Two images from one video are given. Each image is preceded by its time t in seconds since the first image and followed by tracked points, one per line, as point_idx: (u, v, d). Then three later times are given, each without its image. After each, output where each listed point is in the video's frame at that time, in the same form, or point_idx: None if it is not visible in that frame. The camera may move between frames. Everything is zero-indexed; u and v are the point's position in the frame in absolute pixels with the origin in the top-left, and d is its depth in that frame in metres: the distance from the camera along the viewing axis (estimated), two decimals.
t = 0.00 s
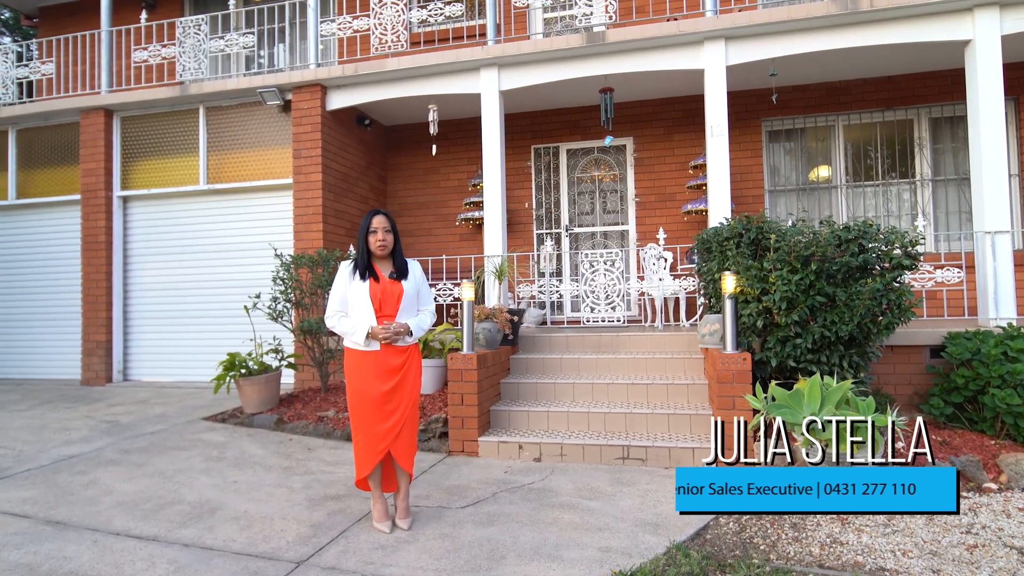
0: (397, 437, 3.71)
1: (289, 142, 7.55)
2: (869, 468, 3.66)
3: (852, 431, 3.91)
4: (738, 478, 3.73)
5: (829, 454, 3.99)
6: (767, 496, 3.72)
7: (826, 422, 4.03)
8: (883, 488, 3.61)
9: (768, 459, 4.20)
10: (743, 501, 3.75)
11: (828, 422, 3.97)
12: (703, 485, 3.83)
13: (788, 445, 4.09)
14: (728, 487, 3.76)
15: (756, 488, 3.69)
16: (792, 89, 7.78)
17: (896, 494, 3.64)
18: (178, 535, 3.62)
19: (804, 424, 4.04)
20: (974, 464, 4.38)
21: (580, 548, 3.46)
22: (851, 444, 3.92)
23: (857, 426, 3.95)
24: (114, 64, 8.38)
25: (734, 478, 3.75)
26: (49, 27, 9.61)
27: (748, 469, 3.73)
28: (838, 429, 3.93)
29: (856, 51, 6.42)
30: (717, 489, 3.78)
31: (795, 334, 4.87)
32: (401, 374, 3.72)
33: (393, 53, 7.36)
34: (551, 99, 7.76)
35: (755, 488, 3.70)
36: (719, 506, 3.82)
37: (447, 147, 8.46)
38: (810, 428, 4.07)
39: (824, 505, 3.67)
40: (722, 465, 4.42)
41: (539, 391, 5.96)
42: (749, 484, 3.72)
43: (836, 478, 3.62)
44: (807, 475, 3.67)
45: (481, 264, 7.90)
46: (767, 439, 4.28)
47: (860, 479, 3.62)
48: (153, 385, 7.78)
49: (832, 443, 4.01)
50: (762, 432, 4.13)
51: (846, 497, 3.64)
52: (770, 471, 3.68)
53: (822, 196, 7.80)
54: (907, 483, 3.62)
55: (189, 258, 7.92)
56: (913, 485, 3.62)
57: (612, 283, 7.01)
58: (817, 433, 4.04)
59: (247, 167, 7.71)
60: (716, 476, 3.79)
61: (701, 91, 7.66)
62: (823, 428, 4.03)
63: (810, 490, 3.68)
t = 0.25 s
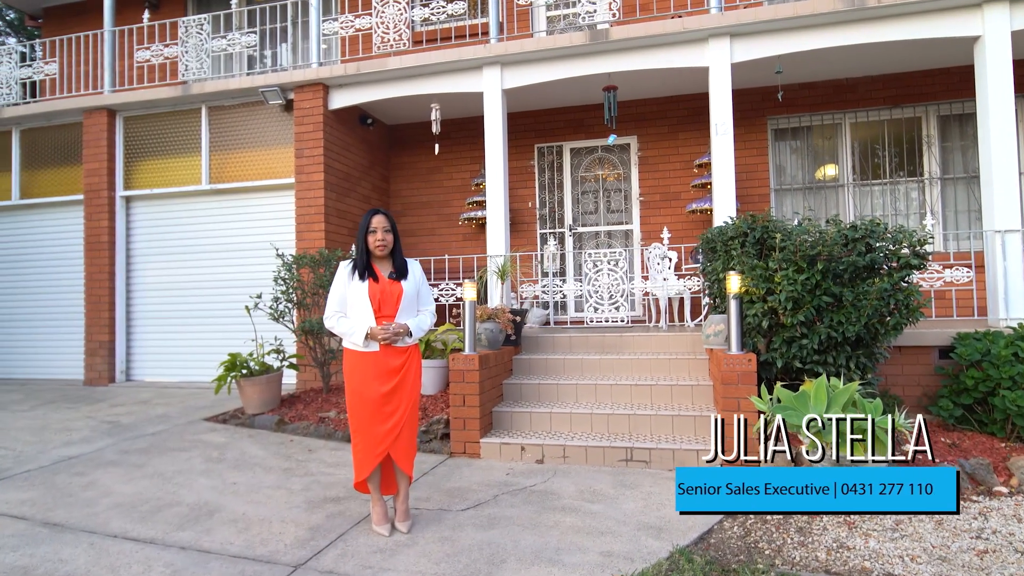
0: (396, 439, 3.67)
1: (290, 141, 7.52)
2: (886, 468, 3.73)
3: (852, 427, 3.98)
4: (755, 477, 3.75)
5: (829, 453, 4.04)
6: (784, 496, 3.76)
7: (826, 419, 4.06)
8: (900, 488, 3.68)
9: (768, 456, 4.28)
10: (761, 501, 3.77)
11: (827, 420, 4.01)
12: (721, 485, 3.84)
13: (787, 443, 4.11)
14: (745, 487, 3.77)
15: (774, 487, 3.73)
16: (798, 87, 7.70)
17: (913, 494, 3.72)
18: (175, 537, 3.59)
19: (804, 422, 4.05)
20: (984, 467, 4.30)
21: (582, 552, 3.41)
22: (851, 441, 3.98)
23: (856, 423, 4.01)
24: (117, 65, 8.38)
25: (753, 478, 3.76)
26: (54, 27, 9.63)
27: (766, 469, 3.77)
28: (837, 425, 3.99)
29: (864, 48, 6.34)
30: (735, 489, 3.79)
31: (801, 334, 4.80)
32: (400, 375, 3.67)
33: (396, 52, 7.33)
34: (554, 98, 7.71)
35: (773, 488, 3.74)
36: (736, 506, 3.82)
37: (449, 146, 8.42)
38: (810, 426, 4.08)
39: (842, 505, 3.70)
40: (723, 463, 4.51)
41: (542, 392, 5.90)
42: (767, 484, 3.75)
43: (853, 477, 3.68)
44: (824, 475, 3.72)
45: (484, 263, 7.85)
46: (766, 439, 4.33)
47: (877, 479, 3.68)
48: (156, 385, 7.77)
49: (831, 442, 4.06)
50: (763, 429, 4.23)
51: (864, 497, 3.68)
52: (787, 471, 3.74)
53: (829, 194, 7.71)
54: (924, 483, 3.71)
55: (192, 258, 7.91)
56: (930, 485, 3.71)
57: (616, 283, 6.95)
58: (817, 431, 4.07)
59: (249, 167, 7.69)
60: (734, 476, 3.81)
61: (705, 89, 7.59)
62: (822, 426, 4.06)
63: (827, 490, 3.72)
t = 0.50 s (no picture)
0: (396, 441, 3.62)
1: (293, 140, 7.49)
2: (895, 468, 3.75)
3: (852, 425, 3.94)
4: (765, 477, 3.83)
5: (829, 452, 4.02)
6: (793, 496, 3.80)
7: (826, 418, 4.02)
8: (910, 488, 3.71)
9: (768, 455, 4.37)
10: (770, 501, 3.82)
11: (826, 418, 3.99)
12: (730, 485, 3.88)
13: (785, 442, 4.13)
14: (754, 487, 3.83)
15: (783, 487, 3.78)
16: (804, 84, 7.62)
17: (922, 494, 3.76)
18: (173, 540, 3.55)
19: (803, 421, 4.02)
20: (994, 470, 4.22)
21: (583, 557, 3.35)
22: (851, 439, 3.95)
23: (856, 421, 3.97)
24: (120, 65, 8.38)
25: (762, 478, 3.83)
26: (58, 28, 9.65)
27: (774, 469, 3.84)
28: (836, 424, 3.96)
29: (871, 45, 6.26)
30: (745, 489, 3.84)
31: (807, 335, 4.73)
32: (399, 376, 3.63)
33: (398, 51, 7.30)
34: (558, 97, 7.65)
35: (782, 488, 3.79)
36: (745, 507, 3.84)
37: (452, 145, 8.38)
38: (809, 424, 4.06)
39: (851, 505, 3.71)
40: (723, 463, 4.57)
41: (545, 393, 5.85)
42: (776, 484, 3.81)
43: (864, 477, 3.69)
44: (834, 475, 3.74)
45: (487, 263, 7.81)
46: (767, 440, 4.45)
47: (888, 479, 3.69)
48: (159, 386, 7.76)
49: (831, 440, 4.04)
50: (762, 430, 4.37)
51: (874, 497, 3.70)
52: (796, 471, 3.77)
53: (836, 193, 7.63)
54: (934, 483, 3.76)
55: (195, 258, 7.90)
56: (940, 484, 3.76)
57: (619, 283, 6.89)
58: (817, 430, 4.05)
59: (252, 167, 7.66)
60: (743, 475, 3.86)
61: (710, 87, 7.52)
62: (822, 425, 4.03)
63: (836, 490, 3.74)
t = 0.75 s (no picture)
0: (395, 443, 3.59)
1: (295, 140, 7.46)
2: (900, 468, 3.75)
3: (852, 425, 3.90)
4: (770, 477, 3.84)
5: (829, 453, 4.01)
6: (799, 496, 3.79)
7: (826, 418, 3.99)
8: (913, 488, 3.70)
9: (768, 454, 4.34)
10: (775, 501, 3.83)
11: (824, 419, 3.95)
12: (736, 485, 3.90)
13: (785, 441, 4.15)
14: (759, 487, 3.85)
15: (789, 487, 3.78)
16: (810, 82, 7.54)
17: (927, 494, 3.74)
18: (170, 542, 3.52)
19: (803, 422, 4.00)
20: (1005, 474, 4.13)
21: (584, 561, 3.30)
22: (850, 440, 3.90)
23: (856, 422, 3.92)
24: (123, 65, 8.38)
25: (767, 477, 3.86)
26: (62, 28, 9.66)
27: (779, 469, 3.85)
28: (835, 424, 3.93)
29: (878, 41, 6.17)
30: (750, 489, 3.86)
31: (813, 335, 4.66)
32: (398, 377, 3.61)
33: (400, 50, 7.27)
34: (561, 95, 7.60)
35: (787, 488, 3.79)
36: (751, 507, 3.86)
37: (455, 145, 8.34)
38: (809, 424, 4.03)
39: (857, 505, 3.71)
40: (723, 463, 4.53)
41: (548, 394, 5.79)
42: (781, 484, 3.82)
43: (868, 477, 3.69)
44: (839, 475, 3.73)
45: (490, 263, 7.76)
46: (767, 440, 4.41)
47: (892, 478, 3.69)
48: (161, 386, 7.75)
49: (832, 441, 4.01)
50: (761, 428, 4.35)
51: (879, 497, 3.70)
52: (801, 470, 3.78)
53: (843, 192, 7.55)
54: (939, 483, 3.74)
55: (197, 258, 7.88)
56: (946, 484, 3.73)
57: (623, 282, 6.83)
58: (819, 431, 4.01)
59: (254, 167, 7.64)
60: (748, 476, 3.89)
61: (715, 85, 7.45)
62: (822, 425, 4.00)
63: (841, 490, 3.73)
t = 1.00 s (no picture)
0: (394, 445, 3.55)
1: (297, 139, 7.43)
2: (900, 468, 3.68)
3: (852, 425, 3.83)
4: (771, 477, 3.80)
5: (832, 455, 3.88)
6: (799, 496, 3.75)
7: (826, 418, 3.91)
8: (913, 488, 3.65)
9: (768, 454, 4.30)
10: (775, 501, 3.80)
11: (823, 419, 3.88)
12: (736, 485, 3.87)
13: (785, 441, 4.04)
14: (759, 487, 3.82)
15: (789, 487, 3.74)
16: (816, 80, 7.47)
17: (927, 494, 3.69)
18: (167, 545, 3.48)
19: (802, 421, 3.93)
20: (1016, 476, 4.05)
21: (586, 566, 3.24)
22: (850, 440, 3.83)
23: (856, 421, 3.86)
24: (126, 65, 8.38)
25: (767, 478, 3.82)
26: (65, 28, 9.67)
27: (779, 469, 3.80)
28: (835, 425, 3.86)
29: (885, 38, 6.09)
30: (750, 488, 3.82)
31: (819, 336, 4.59)
32: (397, 378, 3.58)
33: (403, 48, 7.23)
34: (565, 93, 7.55)
35: (788, 488, 3.76)
36: (751, 507, 3.83)
37: (459, 144, 8.30)
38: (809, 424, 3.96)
39: (857, 505, 3.65)
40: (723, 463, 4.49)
41: (550, 395, 5.73)
42: (781, 484, 3.78)
43: (868, 477, 3.62)
44: (839, 475, 3.67)
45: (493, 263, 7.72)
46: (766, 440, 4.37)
47: (892, 478, 3.62)
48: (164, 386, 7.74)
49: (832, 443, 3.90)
50: (762, 428, 4.28)
51: (879, 497, 3.63)
52: (801, 471, 3.72)
53: (850, 191, 7.47)
54: (939, 482, 3.69)
55: (200, 258, 7.86)
56: (946, 484, 3.68)
57: (627, 282, 6.78)
58: (818, 432, 3.93)
59: (256, 166, 7.62)
60: (748, 475, 3.86)
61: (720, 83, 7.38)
62: (822, 425, 3.90)
63: (842, 490, 3.67)
